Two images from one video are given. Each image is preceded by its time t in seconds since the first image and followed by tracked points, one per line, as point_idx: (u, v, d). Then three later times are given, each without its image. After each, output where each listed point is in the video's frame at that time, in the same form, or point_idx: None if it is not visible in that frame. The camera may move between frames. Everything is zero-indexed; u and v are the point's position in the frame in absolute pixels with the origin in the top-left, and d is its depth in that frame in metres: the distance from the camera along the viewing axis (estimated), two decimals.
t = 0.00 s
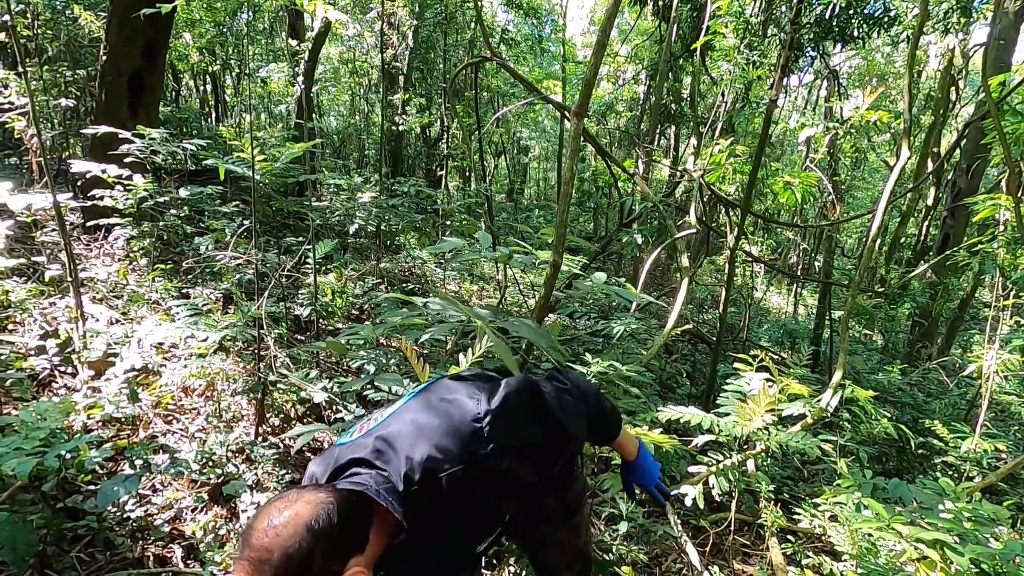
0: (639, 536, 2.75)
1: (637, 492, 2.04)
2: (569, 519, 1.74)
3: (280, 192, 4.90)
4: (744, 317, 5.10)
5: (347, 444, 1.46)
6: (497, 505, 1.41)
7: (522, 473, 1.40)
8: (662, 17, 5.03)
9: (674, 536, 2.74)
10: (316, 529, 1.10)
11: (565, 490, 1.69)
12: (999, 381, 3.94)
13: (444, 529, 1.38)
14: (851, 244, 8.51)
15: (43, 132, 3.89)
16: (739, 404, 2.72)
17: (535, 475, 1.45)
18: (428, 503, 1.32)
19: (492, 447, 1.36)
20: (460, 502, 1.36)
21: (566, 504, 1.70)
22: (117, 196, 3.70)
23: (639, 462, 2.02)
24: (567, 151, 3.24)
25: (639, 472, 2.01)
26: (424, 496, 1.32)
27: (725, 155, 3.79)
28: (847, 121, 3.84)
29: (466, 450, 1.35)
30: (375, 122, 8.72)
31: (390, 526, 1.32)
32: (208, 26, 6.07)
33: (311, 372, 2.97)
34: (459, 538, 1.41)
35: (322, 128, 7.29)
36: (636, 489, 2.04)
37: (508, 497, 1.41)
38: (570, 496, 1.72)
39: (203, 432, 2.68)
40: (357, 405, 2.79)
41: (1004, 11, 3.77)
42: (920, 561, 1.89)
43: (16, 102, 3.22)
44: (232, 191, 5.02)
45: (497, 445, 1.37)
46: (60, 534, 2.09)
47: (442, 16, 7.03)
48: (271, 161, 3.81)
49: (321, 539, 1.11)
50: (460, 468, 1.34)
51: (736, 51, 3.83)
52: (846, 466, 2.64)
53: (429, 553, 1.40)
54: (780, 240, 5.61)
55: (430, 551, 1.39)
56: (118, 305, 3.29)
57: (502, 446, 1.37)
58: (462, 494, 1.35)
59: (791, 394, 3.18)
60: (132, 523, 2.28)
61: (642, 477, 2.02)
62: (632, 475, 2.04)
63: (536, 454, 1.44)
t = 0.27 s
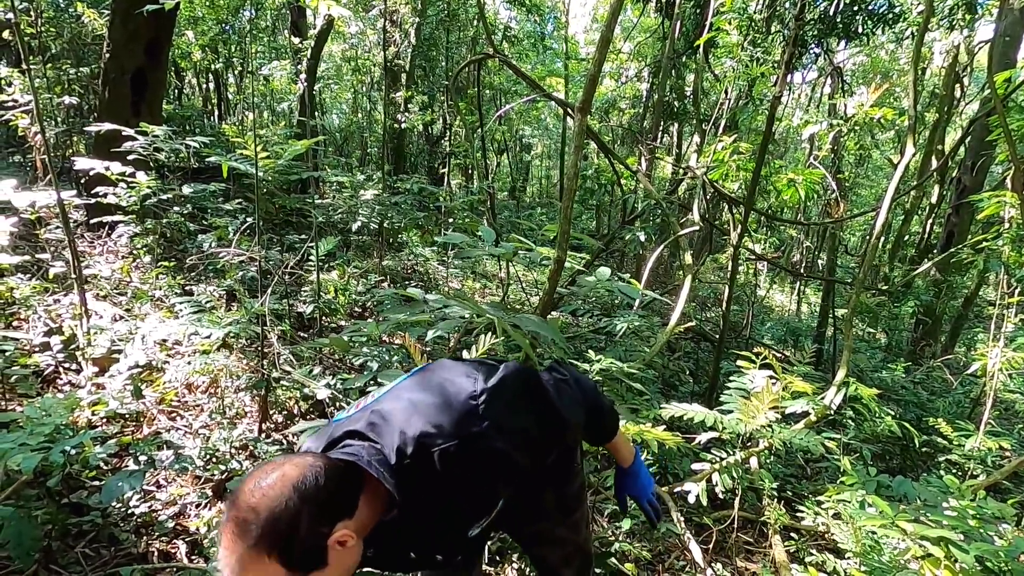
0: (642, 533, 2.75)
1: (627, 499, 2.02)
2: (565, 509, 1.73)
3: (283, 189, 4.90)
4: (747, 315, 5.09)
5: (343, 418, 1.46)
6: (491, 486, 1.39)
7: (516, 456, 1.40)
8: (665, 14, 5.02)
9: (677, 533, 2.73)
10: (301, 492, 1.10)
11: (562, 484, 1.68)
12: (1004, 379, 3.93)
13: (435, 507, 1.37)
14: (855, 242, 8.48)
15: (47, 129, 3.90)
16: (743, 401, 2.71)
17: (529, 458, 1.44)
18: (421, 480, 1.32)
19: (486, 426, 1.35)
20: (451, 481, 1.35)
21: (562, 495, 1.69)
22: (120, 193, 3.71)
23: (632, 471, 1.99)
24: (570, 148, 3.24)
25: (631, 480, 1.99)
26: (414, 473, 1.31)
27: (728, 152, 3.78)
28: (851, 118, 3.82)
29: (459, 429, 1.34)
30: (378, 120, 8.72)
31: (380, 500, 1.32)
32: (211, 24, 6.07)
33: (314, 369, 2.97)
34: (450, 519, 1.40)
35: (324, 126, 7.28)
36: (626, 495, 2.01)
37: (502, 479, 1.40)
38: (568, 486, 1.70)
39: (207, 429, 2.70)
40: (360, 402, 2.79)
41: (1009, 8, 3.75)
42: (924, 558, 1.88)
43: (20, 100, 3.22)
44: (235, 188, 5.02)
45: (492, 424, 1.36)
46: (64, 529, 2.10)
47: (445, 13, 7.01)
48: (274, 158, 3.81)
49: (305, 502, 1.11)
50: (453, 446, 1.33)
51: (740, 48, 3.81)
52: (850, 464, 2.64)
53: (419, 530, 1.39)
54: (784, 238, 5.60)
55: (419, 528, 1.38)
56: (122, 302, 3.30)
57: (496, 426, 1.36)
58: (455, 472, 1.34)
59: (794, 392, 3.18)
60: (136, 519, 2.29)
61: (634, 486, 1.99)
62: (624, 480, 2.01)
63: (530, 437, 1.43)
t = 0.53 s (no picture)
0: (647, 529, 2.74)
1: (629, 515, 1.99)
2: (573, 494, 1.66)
3: (287, 185, 4.91)
4: (752, 311, 5.07)
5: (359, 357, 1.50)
6: (491, 450, 1.35)
7: (520, 420, 1.35)
8: (671, 9, 4.99)
9: (683, 528, 2.73)
10: (296, 396, 1.16)
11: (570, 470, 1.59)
12: (1011, 376, 3.90)
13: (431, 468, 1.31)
14: (860, 239, 8.44)
15: (53, 125, 3.91)
16: (749, 396, 2.70)
17: (534, 427, 1.39)
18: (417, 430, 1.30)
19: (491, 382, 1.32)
20: (449, 437, 1.31)
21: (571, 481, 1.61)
22: (126, 189, 3.72)
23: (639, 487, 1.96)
24: (575, 144, 3.23)
25: (638, 495, 1.96)
26: (413, 420, 1.29)
27: (734, 147, 3.77)
28: (858, 113, 3.79)
29: (463, 382, 1.31)
30: (382, 116, 8.73)
31: (377, 437, 1.33)
32: (215, 21, 6.07)
33: (320, 364, 2.98)
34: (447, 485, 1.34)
35: (328, 122, 7.28)
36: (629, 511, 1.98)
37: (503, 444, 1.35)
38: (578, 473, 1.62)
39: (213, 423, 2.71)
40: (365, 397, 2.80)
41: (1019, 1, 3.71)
42: (932, 554, 1.86)
43: (26, 96, 3.23)
44: (240, 184, 5.03)
45: (498, 383, 1.32)
46: (72, 522, 2.11)
47: (449, 9, 6.99)
48: (279, 154, 3.81)
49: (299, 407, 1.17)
50: (454, 399, 1.30)
51: (746, 42, 3.78)
52: (856, 460, 2.63)
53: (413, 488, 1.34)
54: (790, 234, 5.57)
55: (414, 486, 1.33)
56: (128, 297, 3.31)
57: (501, 386, 1.32)
58: (455, 429, 1.30)
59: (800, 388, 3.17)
60: (143, 512, 2.30)
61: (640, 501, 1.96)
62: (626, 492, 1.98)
63: (539, 404, 1.38)
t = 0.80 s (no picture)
0: (651, 525, 2.73)
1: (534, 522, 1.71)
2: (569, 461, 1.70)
3: (292, 182, 4.92)
4: (758, 308, 5.06)
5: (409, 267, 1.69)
6: (490, 378, 1.48)
7: (523, 351, 1.46)
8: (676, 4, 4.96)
9: (688, 525, 2.72)
10: (339, 251, 1.34)
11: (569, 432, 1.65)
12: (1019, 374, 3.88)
13: (431, 379, 1.50)
14: (867, 235, 8.39)
15: (59, 122, 3.93)
16: (754, 394, 2.69)
17: (532, 379, 1.48)
18: (428, 329, 1.45)
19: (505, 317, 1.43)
20: (453, 355, 1.47)
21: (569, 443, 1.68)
22: (132, 185, 3.74)
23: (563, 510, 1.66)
24: (580, 140, 3.22)
25: (547, 537, 1.65)
26: (429, 325, 1.45)
27: (739, 143, 3.75)
28: (865, 109, 3.77)
29: (478, 311, 1.44)
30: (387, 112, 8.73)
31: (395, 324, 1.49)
32: (220, 17, 6.07)
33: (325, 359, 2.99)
34: (442, 394, 1.52)
35: (333, 118, 7.28)
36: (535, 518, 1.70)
37: (501, 368, 1.46)
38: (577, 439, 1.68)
39: (219, 418, 2.72)
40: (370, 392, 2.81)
41: None
42: (938, 551, 1.86)
43: (32, 92, 3.25)
44: (245, 180, 5.05)
45: (511, 311, 1.44)
46: (80, 515, 2.13)
47: (453, 4, 6.95)
48: (284, 150, 3.82)
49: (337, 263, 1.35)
50: (467, 319, 1.45)
51: (752, 37, 3.75)
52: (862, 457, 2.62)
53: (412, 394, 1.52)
54: (796, 231, 5.54)
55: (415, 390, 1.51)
56: (135, 293, 3.34)
57: (513, 328, 1.43)
58: (461, 349, 1.46)
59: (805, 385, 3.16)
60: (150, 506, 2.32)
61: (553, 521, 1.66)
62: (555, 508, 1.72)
63: (544, 360, 1.45)
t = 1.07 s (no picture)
0: (652, 522, 2.75)
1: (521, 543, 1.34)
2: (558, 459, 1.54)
3: (296, 179, 4.93)
4: (761, 306, 5.05)
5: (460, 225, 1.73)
6: (497, 324, 1.42)
7: (537, 302, 1.37)
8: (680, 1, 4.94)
9: (688, 522, 2.75)
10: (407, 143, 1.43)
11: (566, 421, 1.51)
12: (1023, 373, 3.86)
13: (439, 309, 1.45)
14: (871, 233, 8.36)
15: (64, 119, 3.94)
16: (756, 392, 2.70)
17: (539, 335, 1.40)
18: (451, 252, 1.43)
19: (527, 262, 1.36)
20: (466, 288, 1.42)
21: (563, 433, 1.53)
22: (137, 183, 3.75)
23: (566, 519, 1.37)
24: (583, 138, 3.21)
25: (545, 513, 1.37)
26: (456, 250, 1.43)
27: (743, 141, 3.74)
28: (869, 107, 3.74)
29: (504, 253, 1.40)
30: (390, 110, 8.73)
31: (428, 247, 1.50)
32: (224, 14, 6.09)
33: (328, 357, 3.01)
34: (446, 325, 1.46)
35: (336, 116, 7.29)
36: (527, 539, 1.34)
37: (510, 312, 1.39)
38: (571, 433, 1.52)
39: (223, 415, 2.73)
40: (374, 390, 2.83)
41: None
42: (938, 550, 1.85)
43: (38, 90, 3.26)
44: (249, 178, 5.06)
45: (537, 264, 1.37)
46: (86, 511, 2.15)
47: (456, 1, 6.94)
48: (288, 148, 3.82)
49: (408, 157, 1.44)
50: (491, 260, 1.41)
51: (756, 35, 3.73)
52: (864, 456, 2.62)
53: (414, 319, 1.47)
54: (799, 229, 5.53)
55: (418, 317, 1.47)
56: (139, 290, 3.35)
57: (530, 275, 1.36)
58: (476, 286, 1.41)
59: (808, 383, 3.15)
60: (155, 502, 2.34)
61: (554, 528, 1.35)
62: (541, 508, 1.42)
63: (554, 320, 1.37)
